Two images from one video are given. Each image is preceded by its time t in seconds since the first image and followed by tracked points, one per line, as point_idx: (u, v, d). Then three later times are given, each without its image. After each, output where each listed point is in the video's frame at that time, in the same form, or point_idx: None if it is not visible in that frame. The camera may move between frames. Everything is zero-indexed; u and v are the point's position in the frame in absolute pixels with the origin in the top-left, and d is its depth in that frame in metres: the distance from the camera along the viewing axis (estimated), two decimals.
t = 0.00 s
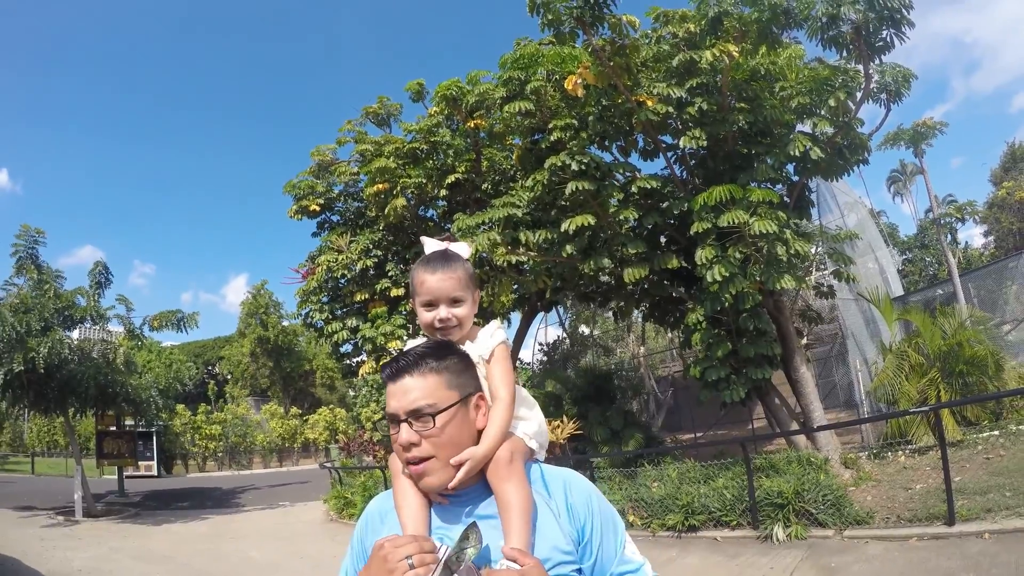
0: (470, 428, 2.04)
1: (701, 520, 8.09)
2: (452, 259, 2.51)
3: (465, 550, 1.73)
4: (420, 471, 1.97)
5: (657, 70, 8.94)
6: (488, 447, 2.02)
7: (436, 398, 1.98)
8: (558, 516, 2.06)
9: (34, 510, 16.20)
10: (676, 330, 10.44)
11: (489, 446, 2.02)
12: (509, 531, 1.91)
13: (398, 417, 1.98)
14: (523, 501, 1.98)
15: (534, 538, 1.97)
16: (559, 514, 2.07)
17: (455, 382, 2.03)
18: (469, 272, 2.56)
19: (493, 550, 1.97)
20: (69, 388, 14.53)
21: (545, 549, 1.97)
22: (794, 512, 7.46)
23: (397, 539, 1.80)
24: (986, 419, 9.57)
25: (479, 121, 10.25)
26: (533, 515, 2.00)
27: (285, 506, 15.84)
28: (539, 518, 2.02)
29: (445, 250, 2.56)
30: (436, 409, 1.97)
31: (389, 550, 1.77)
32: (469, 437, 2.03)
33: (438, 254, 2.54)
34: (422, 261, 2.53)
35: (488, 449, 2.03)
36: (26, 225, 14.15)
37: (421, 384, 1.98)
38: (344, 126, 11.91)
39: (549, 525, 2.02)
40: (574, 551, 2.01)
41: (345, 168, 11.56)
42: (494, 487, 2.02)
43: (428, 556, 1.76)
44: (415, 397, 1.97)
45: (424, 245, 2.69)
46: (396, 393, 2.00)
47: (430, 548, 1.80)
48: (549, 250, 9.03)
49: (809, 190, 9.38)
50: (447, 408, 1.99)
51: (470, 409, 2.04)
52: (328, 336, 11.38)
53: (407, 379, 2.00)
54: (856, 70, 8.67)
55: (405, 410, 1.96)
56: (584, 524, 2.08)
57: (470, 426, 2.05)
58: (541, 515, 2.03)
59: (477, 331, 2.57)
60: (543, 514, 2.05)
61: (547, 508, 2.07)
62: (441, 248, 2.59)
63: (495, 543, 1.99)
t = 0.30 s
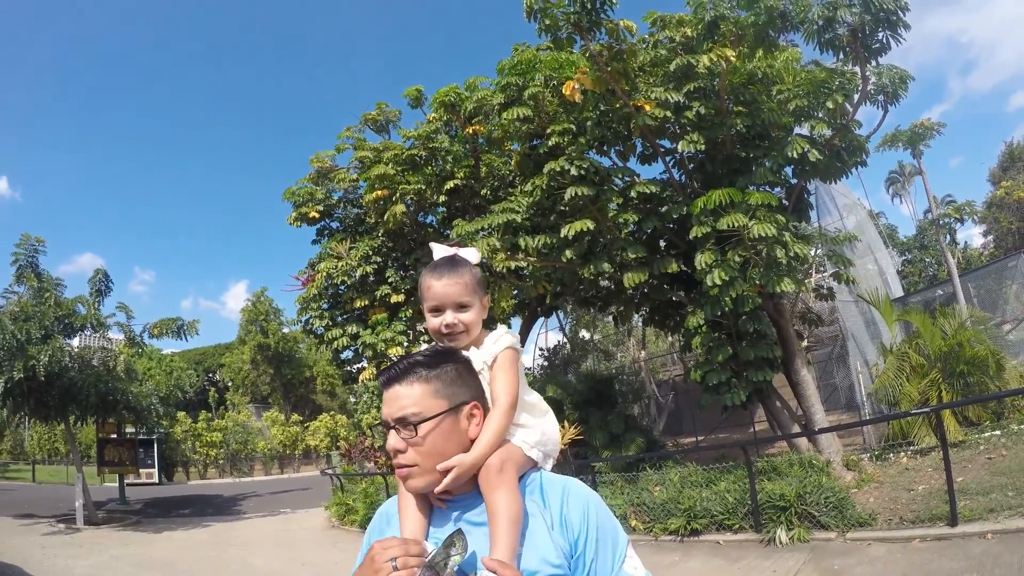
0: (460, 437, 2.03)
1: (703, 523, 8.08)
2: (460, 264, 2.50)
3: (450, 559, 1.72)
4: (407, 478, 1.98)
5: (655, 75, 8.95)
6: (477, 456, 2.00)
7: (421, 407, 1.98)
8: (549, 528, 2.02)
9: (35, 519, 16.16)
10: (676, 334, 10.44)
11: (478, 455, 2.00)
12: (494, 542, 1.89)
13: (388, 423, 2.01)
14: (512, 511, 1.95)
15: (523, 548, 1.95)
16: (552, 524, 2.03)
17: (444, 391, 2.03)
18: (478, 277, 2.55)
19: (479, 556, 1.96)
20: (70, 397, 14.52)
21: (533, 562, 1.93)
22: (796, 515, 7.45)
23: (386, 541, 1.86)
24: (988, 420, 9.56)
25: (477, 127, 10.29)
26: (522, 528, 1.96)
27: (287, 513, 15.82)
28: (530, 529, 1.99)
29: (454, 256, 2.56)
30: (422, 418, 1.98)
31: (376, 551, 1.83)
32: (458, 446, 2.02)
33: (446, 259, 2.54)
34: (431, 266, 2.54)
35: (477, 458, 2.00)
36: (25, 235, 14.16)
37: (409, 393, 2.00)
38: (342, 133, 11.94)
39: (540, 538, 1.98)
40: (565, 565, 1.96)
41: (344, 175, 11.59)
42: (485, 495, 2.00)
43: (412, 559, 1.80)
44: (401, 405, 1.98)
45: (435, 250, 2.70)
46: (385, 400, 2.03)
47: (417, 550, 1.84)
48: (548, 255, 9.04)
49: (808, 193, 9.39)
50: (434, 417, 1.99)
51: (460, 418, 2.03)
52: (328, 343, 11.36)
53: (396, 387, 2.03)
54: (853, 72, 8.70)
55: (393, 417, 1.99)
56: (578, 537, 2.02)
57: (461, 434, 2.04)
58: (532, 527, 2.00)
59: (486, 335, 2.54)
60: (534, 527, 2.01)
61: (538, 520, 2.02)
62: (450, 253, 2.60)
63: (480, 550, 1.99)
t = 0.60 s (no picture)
0: (438, 422, 1.94)
1: (676, 515, 8.16)
2: (455, 244, 2.28)
3: (422, 542, 1.69)
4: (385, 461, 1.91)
5: (646, 68, 8.95)
6: (455, 441, 1.88)
7: (399, 390, 1.91)
8: (524, 518, 1.88)
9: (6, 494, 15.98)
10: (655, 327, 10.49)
11: (454, 442, 1.88)
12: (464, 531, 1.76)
13: (368, 407, 1.95)
14: (485, 499, 1.82)
15: (493, 538, 1.83)
16: (527, 514, 1.89)
17: (423, 375, 1.94)
18: (475, 258, 2.32)
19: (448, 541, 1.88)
20: (46, 372, 14.34)
21: (503, 552, 1.81)
22: (768, 509, 7.55)
23: (364, 520, 1.86)
24: (959, 423, 9.74)
25: (464, 112, 10.25)
26: (495, 517, 1.84)
27: (262, 494, 15.78)
28: (504, 518, 1.87)
29: (451, 234, 2.34)
30: (399, 401, 1.90)
31: (353, 531, 1.83)
32: (436, 430, 1.93)
33: (442, 238, 2.33)
34: (426, 245, 2.32)
35: (456, 443, 1.89)
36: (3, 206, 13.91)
37: (387, 376, 1.93)
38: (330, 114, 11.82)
39: (513, 528, 1.85)
40: (536, 557, 1.83)
41: (330, 156, 11.49)
42: (462, 481, 1.87)
43: (384, 540, 1.78)
44: (380, 388, 1.92)
45: (431, 228, 2.48)
46: (368, 384, 1.98)
47: (392, 531, 1.82)
48: (531, 244, 9.04)
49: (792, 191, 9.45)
50: (411, 400, 1.90)
51: (439, 402, 1.93)
52: (308, 325, 11.27)
53: (377, 371, 1.96)
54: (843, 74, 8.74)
55: (372, 400, 1.93)
56: (554, 529, 1.87)
57: (440, 419, 1.94)
58: (506, 516, 1.87)
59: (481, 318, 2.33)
60: (508, 515, 1.88)
61: (513, 508, 1.89)
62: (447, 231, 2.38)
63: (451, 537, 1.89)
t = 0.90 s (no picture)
0: (432, 428, 1.91)
1: (662, 520, 8.17)
2: (453, 247, 2.27)
3: (414, 550, 1.65)
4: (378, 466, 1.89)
5: (634, 75, 9.00)
6: (450, 447, 1.86)
7: (393, 396, 1.87)
8: (518, 525, 1.85)
9: None
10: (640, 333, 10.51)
11: (449, 448, 1.86)
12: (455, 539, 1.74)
13: (362, 411, 1.92)
14: (478, 506, 1.79)
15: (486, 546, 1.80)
16: (521, 522, 1.86)
17: (418, 381, 1.91)
18: (473, 263, 2.31)
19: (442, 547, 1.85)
20: (28, 375, 14.17)
21: (496, 560, 1.78)
22: (754, 515, 7.57)
23: (358, 525, 1.85)
24: (944, 429, 9.82)
25: (452, 117, 10.28)
26: (488, 525, 1.80)
27: (246, 499, 15.64)
28: (497, 524, 1.84)
29: (448, 238, 2.32)
30: (393, 407, 1.87)
31: (346, 535, 1.83)
32: (430, 436, 1.90)
33: (439, 241, 2.31)
34: (423, 249, 2.31)
35: (449, 449, 1.86)
36: None
37: (382, 380, 1.90)
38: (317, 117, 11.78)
39: (506, 537, 1.82)
40: (530, 566, 1.80)
41: (317, 159, 11.47)
42: (456, 488, 1.84)
43: (376, 545, 1.77)
44: (374, 393, 1.89)
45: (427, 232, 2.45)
46: (362, 388, 1.94)
47: (386, 537, 1.80)
48: (517, 249, 9.04)
49: (778, 199, 9.52)
50: (405, 406, 1.87)
51: (433, 409, 1.90)
52: (293, 329, 11.18)
53: (371, 375, 1.93)
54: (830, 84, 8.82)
55: (366, 406, 1.90)
56: (548, 537, 1.83)
57: (434, 425, 1.91)
58: (499, 523, 1.84)
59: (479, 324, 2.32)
60: (502, 523, 1.85)
61: (507, 516, 1.86)
62: (444, 234, 2.36)
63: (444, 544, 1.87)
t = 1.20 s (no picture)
0: (428, 425, 1.90)
1: (649, 521, 8.20)
2: (446, 244, 2.22)
3: (408, 549, 1.64)
4: (374, 463, 1.88)
5: (626, 77, 9.01)
6: (446, 444, 1.85)
7: (389, 392, 1.88)
8: (513, 525, 1.84)
9: None
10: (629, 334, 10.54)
11: (445, 445, 1.85)
12: (451, 539, 1.73)
13: (357, 407, 1.92)
14: (474, 505, 1.78)
15: (482, 545, 1.79)
16: (516, 522, 1.85)
17: (415, 377, 1.91)
18: (470, 260, 2.25)
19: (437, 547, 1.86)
20: (12, 368, 14.06)
21: (491, 560, 1.78)
22: (741, 517, 7.61)
23: (349, 525, 1.85)
24: (930, 433, 9.90)
25: (444, 116, 10.29)
26: (484, 524, 1.80)
27: (232, 496, 15.57)
28: (493, 524, 1.83)
29: (444, 233, 2.28)
30: (389, 403, 1.87)
31: (338, 534, 1.82)
32: (426, 433, 1.89)
33: (435, 237, 2.28)
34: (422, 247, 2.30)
35: (448, 446, 1.86)
36: None
37: (379, 375, 1.90)
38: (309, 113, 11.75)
39: (501, 536, 1.81)
40: (526, 565, 1.79)
41: (308, 156, 11.43)
42: (451, 487, 1.83)
43: (369, 545, 1.76)
44: (369, 389, 1.89)
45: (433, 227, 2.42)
46: (357, 384, 1.95)
47: (378, 536, 1.80)
48: (508, 249, 9.04)
49: (768, 203, 9.57)
50: (402, 402, 1.87)
51: (429, 406, 1.89)
52: (281, 325, 11.13)
53: (366, 371, 1.93)
54: (821, 89, 8.86)
55: (361, 402, 1.89)
56: (544, 537, 1.83)
57: (429, 423, 1.90)
58: (495, 523, 1.84)
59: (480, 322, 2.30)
60: (497, 522, 1.84)
61: (502, 515, 1.85)
62: (445, 230, 2.32)
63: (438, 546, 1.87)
